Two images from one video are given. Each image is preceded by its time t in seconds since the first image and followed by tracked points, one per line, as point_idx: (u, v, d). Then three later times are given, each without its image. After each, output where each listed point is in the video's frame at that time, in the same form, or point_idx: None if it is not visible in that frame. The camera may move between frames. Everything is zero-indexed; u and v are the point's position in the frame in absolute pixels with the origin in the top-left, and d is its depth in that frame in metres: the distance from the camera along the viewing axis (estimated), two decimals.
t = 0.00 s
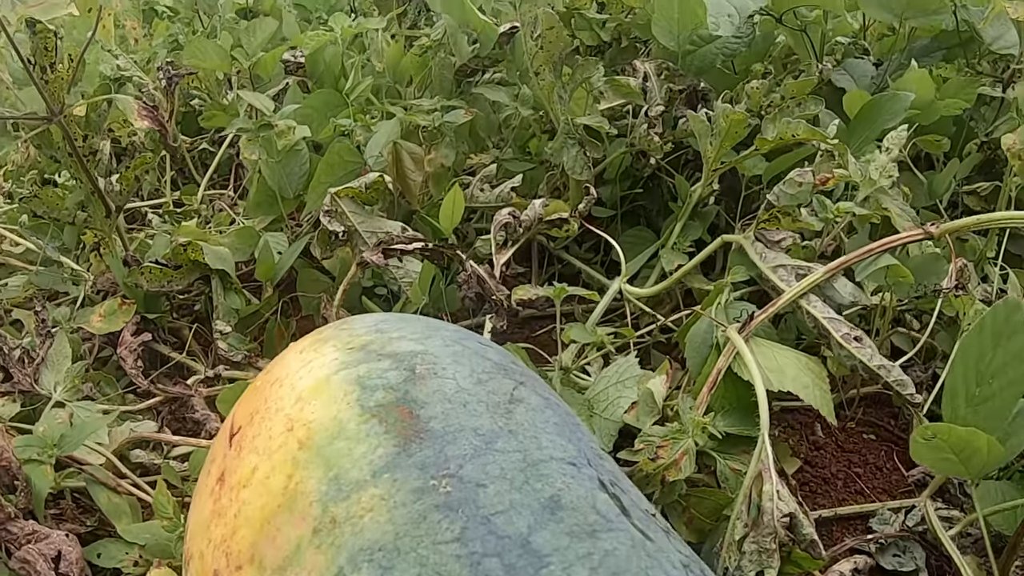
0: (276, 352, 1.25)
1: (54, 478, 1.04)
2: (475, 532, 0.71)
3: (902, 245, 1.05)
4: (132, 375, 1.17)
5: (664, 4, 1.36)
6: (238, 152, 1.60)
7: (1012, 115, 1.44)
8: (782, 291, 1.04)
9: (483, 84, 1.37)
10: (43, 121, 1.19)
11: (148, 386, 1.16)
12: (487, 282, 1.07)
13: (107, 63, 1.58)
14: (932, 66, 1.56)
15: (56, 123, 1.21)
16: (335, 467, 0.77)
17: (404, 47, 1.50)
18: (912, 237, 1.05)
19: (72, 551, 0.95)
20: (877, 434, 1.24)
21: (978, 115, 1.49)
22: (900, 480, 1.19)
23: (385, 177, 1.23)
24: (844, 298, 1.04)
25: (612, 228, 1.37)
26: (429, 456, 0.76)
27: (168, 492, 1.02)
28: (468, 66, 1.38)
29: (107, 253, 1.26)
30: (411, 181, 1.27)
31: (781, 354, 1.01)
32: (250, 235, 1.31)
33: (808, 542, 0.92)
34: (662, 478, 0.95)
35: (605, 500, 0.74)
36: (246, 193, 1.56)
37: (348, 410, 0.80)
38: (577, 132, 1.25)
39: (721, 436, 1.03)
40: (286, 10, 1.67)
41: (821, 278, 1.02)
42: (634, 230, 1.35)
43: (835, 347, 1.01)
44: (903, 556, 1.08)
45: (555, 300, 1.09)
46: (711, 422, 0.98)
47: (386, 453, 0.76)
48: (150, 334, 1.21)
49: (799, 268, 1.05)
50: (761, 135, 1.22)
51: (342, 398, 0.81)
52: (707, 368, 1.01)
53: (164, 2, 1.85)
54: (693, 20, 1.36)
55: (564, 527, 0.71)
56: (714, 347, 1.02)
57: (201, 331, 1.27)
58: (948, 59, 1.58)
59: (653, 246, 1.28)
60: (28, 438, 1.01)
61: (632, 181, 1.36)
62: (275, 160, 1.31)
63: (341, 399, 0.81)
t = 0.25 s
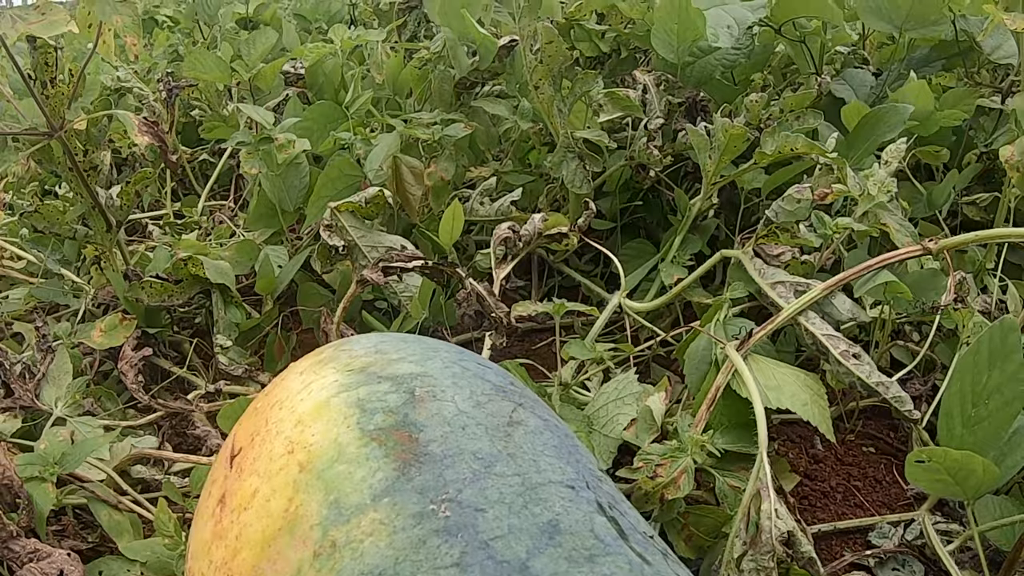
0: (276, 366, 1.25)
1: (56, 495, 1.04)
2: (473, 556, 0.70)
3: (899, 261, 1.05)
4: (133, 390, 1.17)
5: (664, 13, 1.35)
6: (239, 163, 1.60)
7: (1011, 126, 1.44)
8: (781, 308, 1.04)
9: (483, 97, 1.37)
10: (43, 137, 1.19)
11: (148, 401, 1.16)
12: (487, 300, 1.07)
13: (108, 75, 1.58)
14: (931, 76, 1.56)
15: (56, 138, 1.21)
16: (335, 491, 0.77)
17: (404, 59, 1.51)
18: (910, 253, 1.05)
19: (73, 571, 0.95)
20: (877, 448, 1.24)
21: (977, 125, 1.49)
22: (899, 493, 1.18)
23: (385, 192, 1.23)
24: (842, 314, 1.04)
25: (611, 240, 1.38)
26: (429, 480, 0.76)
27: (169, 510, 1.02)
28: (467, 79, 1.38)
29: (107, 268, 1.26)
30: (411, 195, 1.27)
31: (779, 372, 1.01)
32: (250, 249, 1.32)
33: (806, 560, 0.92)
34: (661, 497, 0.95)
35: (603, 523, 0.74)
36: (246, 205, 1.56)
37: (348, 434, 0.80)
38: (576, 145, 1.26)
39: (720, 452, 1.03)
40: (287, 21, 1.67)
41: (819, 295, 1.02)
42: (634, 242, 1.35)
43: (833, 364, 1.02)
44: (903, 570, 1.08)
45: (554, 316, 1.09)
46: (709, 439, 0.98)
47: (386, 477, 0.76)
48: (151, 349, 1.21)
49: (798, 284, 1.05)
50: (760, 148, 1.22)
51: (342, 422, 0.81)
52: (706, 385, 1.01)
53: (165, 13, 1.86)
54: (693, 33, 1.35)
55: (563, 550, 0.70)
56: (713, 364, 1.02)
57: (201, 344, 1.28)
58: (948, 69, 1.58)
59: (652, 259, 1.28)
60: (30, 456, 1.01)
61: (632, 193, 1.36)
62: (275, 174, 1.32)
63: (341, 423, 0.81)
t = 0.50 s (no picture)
0: (276, 385, 1.26)
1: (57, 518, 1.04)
2: None
3: (899, 283, 1.05)
4: (133, 410, 1.17)
5: (664, 29, 1.35)
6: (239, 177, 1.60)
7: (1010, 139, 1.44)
8: (780, 330, 1.04)
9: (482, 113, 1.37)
10: (44, 156, 1.19)
11: (149, 420, 1.16)
12: (487, 323, 1.07)
13: (108, 88, 1.59)
14: (931, 88, 1.56)
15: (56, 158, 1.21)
16: (335, 523, 0.77)
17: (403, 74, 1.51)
18: (909, 274, 1.05)
19: None
20: (877, 465, 1.24)
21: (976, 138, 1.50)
22: (899, 509, 1.17)
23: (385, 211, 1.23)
24: (842, 336, 1.04)
25: (611, 255, 1.37)
26: (429, 513, 0.76)
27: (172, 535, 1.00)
28: (466, 96, 1.37)
29: (107, 286, 1.26)
30: (410, 213, 1.26)
31: (779, 395, 1.01)
32: (250, 267, 1.32)
33: None
34: (660, 521, 0.95)
35: (603, 555, 0.73)
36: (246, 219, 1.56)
37: (349, 465, 0.80)
38: (576, 163, 1.25)
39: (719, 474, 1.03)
40: (286, 35, 1.68)
41: (818, 318, 1.02)
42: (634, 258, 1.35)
43: (832, 387, 1.02)
44: None
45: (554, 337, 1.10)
46: (709, 463, 0.98)
47: (386, 509, 0.76)
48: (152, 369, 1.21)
49: (797, 307, 1.05)
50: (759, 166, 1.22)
51: (343, 453, 0.81)
52: (705, 409, 1.01)
53: (165, 25, 1.86)
54: (692, 49, 1.36)
55: None
56: (712, 387, 1.02)
57: (202, 363, 1.28)
58: (947, 80, 1.58)
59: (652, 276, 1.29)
60: (31, 479, 1.01)
61: (631, 209, 1.36)
62: (276, 191, 1.32)
63: (342, 454, 0.81)
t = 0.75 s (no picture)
0: (278, 399, 1.26)
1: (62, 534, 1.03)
2: None
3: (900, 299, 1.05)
4: (136, 425, 1.16)
5: (664, 42, 1.37)
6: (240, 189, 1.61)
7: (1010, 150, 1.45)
8: (782, 347, 1.04)
9: (483, 126, 1.38)
10: (46, 173, 1.19)
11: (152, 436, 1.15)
12: (488, 340, 1.06)
13: (109, 100, 1.59)
14: (930, 98, 1.57)
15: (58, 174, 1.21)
16: (340, 547, 0.77)
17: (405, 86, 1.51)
18: (909, 292, 1.05)
19: None
20: (878, 478, 1.24)
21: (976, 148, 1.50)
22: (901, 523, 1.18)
23: (386, 226, 1.24)
24: (843, 353, 1.04)
25: (613, 267, 1.38)
26: (433, 537, 0.76)
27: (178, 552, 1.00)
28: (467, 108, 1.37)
29: (110, 301, 1.26)
30: (412, 228, 1.27)
31: (780, 412, 1.02)
32: (251, 280, 1.32)
33: None
34: (662, 539, 0.96)
35: None
36: (248, 230, 1.57)
37: (353, 489, 0.81)
38: (577, 177, 1.26)
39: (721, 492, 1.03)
40: (287, 45, 1.68)
41: (818, 336, 1.02)
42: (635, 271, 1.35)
43: (833, 404, 1.02)
44: None
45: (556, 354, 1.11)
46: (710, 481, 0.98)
47: (390, 533, 0.77)
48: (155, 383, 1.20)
49: (798, 323, 1.05)
50: (759, 180, 1.22)
51: (347, 477, 0.82)
52: (707, 426, 1.01)
53: (166, 35, 1.86)
54: (692, 62, 1.37)
55: None
56: (714, 405, 1.03)
57: (204, 377, 1.28)
58: (947, 90, 1.59)
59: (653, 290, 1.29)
60: (35, 497, 1.02)
61: (632, 221, 1.36)
62: (277, 205, 1.33)
63: (346, 478, 0.82)
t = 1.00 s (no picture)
0: (281, 415, 1.27)
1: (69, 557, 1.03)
2: None
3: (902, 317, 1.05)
4: (140, 442, 1.16)
5: (666, 56, 1.37)
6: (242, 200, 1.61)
7: (1010, 164, 1.45)
8: (783, 367, 1.05)
9: (484, 141, 1.38)
10: (50, 190, 1.19)
11: (156, 452, 1.15)
12: (492, 360, 1.06)
13: (111, 113, 1.59)
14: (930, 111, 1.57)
15: (61, 191, 1.21)
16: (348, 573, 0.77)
17: (406, 99, 1.52)
18: (910, 310, 1.05)
19: None
20: (878, 493, 1.24)
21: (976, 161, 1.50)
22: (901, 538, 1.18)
23: (389, 242, 1.24)
24: (844, 372, 1.05)
25: (614, 281, 1.38)
26: (440, 563, 0.76)
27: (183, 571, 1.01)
28: (470, 123, 1.39)
29: (113, 317, 1.26)
30: (414, 243, 1.27)
31: (782, 431, 1.02)
32: (254, 295, 1.33)
33: None
34: (665, 559, 0.96)
35: None
36: (249, 242, 1.57)
37: (360, 514, 0.81)
38: (579, 194, 1.26)
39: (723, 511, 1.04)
40: (289, 57, 1.68)
41: (820, 355, 1.03)
42: (636, 285, 1.36)
43: (835, 423, 1.03)
44: None
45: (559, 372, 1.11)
46: (713, 501, 0.99)
47: (397, 559, 0.77)
48: (159, 399, 1.20)
49: (799, 342, 1.06)
50: (761, 197, 1.23)
51: (354, 502, 0.82)
52: (709, 446, 1.02)
53: (167, 45, 1.87)
54: (693, 76, 1.38)
55: None
56: (716, 424, 1.03)
57: (207, 393, 1.28)
58: (947, 102, 1.59)
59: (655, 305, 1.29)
60: (41, 517, 1.02)
61: (634, 236, 1.37)
62: (280, 219, 1.33)
63: (353, 503, 0.82)
